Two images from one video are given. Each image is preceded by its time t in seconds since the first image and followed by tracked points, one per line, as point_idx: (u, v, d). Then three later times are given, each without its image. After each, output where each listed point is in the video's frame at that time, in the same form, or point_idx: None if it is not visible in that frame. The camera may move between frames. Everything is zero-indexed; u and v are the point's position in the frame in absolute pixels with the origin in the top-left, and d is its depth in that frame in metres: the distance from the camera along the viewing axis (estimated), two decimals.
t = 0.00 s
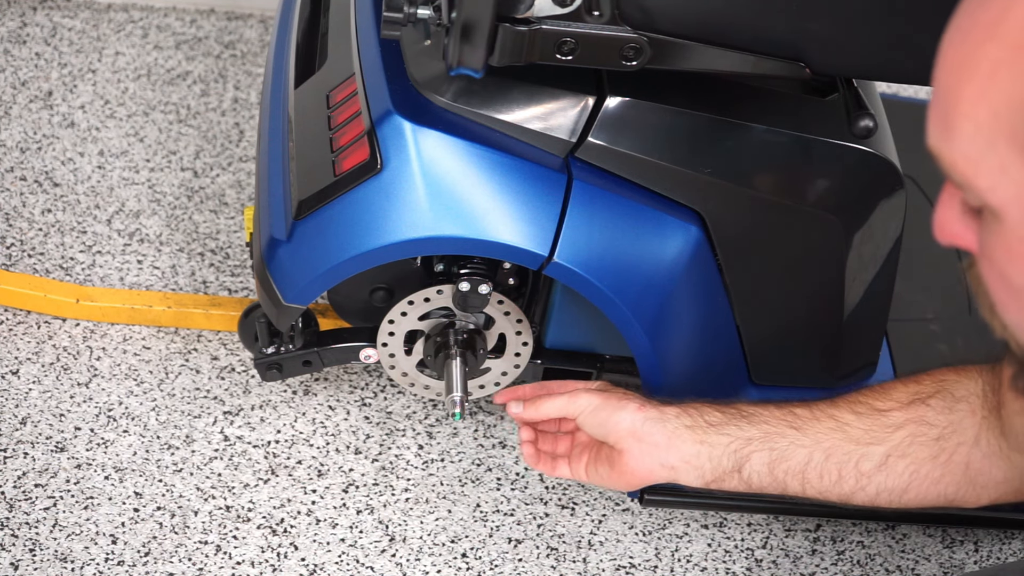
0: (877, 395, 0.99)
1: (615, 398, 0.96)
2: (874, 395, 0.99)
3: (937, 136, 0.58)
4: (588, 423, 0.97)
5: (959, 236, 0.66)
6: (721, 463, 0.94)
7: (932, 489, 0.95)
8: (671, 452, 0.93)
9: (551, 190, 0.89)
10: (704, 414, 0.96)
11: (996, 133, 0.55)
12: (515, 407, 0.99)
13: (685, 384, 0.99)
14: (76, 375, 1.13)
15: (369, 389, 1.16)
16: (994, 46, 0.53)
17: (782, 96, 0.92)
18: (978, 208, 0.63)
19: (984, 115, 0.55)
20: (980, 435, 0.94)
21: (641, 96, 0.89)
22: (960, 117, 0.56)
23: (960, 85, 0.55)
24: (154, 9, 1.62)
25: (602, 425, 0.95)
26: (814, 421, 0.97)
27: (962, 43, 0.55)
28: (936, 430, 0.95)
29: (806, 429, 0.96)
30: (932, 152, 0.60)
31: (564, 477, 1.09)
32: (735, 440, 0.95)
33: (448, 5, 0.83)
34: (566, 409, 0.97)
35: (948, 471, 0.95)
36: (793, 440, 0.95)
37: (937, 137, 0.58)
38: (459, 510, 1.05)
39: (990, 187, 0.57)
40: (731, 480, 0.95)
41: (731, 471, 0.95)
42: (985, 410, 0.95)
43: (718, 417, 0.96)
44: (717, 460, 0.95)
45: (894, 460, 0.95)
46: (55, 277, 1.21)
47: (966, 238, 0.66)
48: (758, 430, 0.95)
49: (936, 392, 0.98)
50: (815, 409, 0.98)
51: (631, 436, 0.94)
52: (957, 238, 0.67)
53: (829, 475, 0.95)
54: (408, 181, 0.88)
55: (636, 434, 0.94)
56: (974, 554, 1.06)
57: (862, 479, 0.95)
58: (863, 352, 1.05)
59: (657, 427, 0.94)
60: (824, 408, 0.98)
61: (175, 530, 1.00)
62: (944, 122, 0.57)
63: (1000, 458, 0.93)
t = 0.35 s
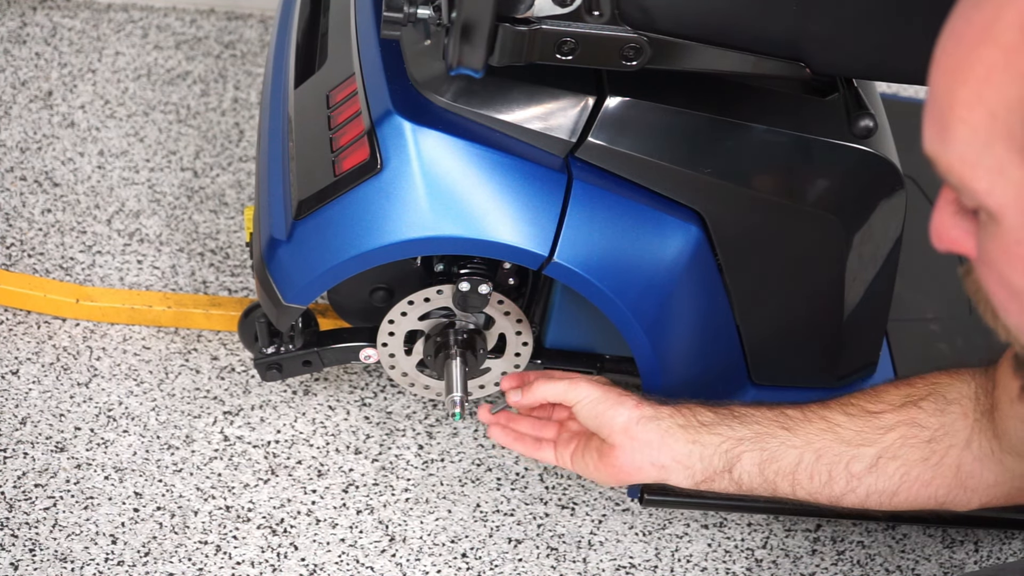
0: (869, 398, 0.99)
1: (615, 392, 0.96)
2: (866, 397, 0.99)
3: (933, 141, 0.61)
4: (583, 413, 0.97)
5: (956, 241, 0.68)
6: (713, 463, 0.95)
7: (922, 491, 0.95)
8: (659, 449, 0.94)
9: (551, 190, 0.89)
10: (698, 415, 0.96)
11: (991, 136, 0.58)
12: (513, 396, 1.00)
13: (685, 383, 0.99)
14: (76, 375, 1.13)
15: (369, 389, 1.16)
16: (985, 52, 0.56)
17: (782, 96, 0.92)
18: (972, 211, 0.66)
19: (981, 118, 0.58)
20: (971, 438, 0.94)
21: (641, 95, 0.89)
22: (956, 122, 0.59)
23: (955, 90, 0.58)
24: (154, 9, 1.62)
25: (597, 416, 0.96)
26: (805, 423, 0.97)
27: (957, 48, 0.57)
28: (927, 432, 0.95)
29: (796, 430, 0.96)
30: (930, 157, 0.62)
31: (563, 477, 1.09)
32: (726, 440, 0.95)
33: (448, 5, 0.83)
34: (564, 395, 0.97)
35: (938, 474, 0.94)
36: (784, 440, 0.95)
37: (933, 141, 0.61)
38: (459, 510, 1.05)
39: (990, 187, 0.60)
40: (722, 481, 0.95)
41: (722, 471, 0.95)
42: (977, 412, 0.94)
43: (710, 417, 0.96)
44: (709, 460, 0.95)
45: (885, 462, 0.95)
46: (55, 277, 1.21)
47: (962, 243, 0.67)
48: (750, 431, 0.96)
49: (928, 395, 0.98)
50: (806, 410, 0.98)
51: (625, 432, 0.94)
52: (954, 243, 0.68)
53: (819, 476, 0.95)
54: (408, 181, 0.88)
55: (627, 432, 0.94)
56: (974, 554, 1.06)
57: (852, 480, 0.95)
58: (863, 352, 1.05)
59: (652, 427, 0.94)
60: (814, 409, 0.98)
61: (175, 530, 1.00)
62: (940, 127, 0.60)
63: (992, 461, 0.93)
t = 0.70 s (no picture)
0: (847, 386, 0.98)
1: (595, 376, 0.96)
2: (843, 385, 0.99)
3: (925, 141, 0.61)
4: (563, 398, 0.97)
5: (947, 243, 0.68)
6: (688, 446, 0.95)
7: (896, 480, 0.95)
8: (637, 433, 0.94)
9: (551, 190, 0.89)
10: (676, 397, 0.95)
11: (984, 137, 0.58)
12: (495, 374, 0.98)
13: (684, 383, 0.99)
14: (76, 375, 1.13)
15: (369, 389, 1.16)
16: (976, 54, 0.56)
17: (781, 96, 0.92)
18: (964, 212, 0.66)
19: (970, 120, 0.58)
20: (947, 430, 0.93)
21: (640, 95, 0.89)
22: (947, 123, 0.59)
23: (945, 92, 0.58)
24: (154, 9, 1.62)
25: (576, 400, 0.96)
26: (782, 408, 0.96)
27: (948, 50, 0.57)
28: (904, 421, 0.95)
29: (773, 416, 0.95)
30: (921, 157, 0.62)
31: (563, 478, 1.09)
32: (703, 424, 0.95)
33: (448, 5, 0.83)
34: (544, 381, 0.97)
35: (912, 462, 0.94)
36: (760, 426, 0.95)
37: (924, 142, 0.61)
38: (459, 510, 1.05)
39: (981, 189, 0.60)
40: (698, 464, 0.95)
41: (698, 454, 0.95)
42: (955, 403, 0.93)
43: (688, 400, 0.95)
44: (684, 443, 0.95)
45: (859, 449, 0.95)
46: (55, 277, 1.21)
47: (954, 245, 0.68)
48: (726, 415, 0.95)
49: (904, 385, 0.97)
50: (783, 395, 0.98)
51: (603, 415, 0.94)
52: (948, 245, 0.68)
53: (794, 462, 0.95)
54: (408, 181, 0.88)
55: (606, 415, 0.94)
56: (974, 554, 1.06)
57: (826, 467, 0.95)
58: (862, 351, 1.05)
59: (630, 409, 0.94)
60: (792, 395, 0.98)
61: (175, 530, 1.00)
62: (931, 128, 0.60)
63: (966, 452, 0.93)
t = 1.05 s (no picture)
0: (841, 376, 0.98)
1: (583, 371, 0.96)
2: (837, 376, 0.98)
3: (923, 141, 0.61)
4: (556, 395, 0.97)
5: (948, 243, 0.68)
6: (683, 440, 0.95)
7: (891, 472, 0.94)
8: (632, 426, 0.95)
9: (551, 190, 0.89)
10: (670, 390, 0.95)
11: (978, 135, 0.58)
12: (484, 377, 0.98)
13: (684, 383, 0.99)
14: (76, 375, 1.13)
15: (369, 389, 1.16)
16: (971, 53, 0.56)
17: (782, 96, 0.92)
18: (962, 210, 0.66)
19: (966, 118, 0.58)
20: (941, 422, 0.93)
21: (639, 95, 0.89)
22: (944, 120, 0.59)
23: (941, 90, 0.58)
24: (154, 9, 1.62)
25: (569, 397, 0.96)
26: (777, 401, 0.96)
27: (945, 52, 0.58)
28: (898, 414, 0.94)
29: (768, 409, 0.95)
30: (920, 157, 0.63)
31: (564, 477, 1.09)
32: (698, 418, 0.94)
33: (448, 5, 0.83)
34: (534, 380, 0.97)
35: (906, 455, 0.94)
36: (755, 419, 0.95)
37: (922, 142, 0.62)
38: (459, 510, 1.05)
39: (977, 188, 0.60)
40: (693, 457, 0.96)
41: (692, 447, 0.95)
42: (949, 397, 0.93)
43: (681, 392, 0.95)
44: (679, 436, 0.95)
45: (854, 442, 0.95)
46: (55, 277, 1.21)
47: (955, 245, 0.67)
48: (721, 408, 0.95)
49: (899, 377, 0.96)
50: (778, 387, 0.97)
51: (595, 410, 0.95)
52: (948, 244, 0.68)
53: (789, 454, 0.95)
54: (407, 181, 0.88)
55: (600, 410, 0.95)
56: (974, 554, 1.06)
57: (821, 460, 0.95)
58: (862, 351, 1.05)
59: (621, 404, 0.94)
60: (785, 386, 0.97)
61: (175, 530, 1.00)
62: (930, 127, 0.60)
63: (960, 445, 0.92)
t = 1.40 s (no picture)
0: (837, 377, 0.98)
1: (578, 373, 0.96)
2: (833, 377, 0.98)
3: (923, 140, 0.62)
4: (551, 397, 0.97)
5: (948, 242, 0.68)
6: (677, 441, 0.95)
7: (886, 473, 0.94)
8: (626, 429, 0.95)
9: (552, 190, 0.89)
10: (663, 391, 0.95)
11: (977, 135, 0.58)
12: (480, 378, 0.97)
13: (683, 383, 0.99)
14: (76, 375, 1.13)
15: (369, 389, 1.16)
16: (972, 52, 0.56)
17: (782, 96, 0.92)
18: (961, 210, 0.66)
19: (966, 117, 0.58)
20: (937, 423, 0.93)
21: (639, 95, 0.89)
22: (944, 119, 0.59)
23: (942, 89, 0.59)
24: (154, 9, 1.62)
25: (564, 399, 0.96)
26: (772, 402, 0.96)
27: (945, 51, 0.58)
28: (894, 415, 0.94)
29: (763, 411, 0.95)
30: (920, 156, 0.63)
31: (563, 478, 1.09)
32: (692, 420, 0.94)
33: (448, 5, 0.83)
34: (529, 382, 0.97)
35: (902, 455, 0.94)
36: (750, 421, 0.95)
37: (922, 141, 0.62)
38: (459, 510, 1.05)
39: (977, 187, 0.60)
40: (687, 458, 0.96)
41: (687, 449, 0.95)
42: (945, 397, 0.93)
43: (676, 394, 0.95)
44: (674, 438, 0.95)
45: (850, 443, 0.94)
46: (55, 277, 1.21)
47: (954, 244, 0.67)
48: (715, 410, 0.95)
49: (895, 377, 0.96)
50: (773, 388, 0.97)
51: (590, 413, 0.95)
52: (947, 244, 0.68)
53: (785, 456, 0.95)
54: (407, 181, 0.88)
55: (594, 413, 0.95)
56: (974, 554, 1.06)
57: (817, 461, 0.95)
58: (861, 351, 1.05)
59: (616, 406, 0.94)
60: (780, 387, 0.97)
61: (175, 530, 1.00)
62: (929, 125, 0.61)
63: (957, 446, 0.92)
